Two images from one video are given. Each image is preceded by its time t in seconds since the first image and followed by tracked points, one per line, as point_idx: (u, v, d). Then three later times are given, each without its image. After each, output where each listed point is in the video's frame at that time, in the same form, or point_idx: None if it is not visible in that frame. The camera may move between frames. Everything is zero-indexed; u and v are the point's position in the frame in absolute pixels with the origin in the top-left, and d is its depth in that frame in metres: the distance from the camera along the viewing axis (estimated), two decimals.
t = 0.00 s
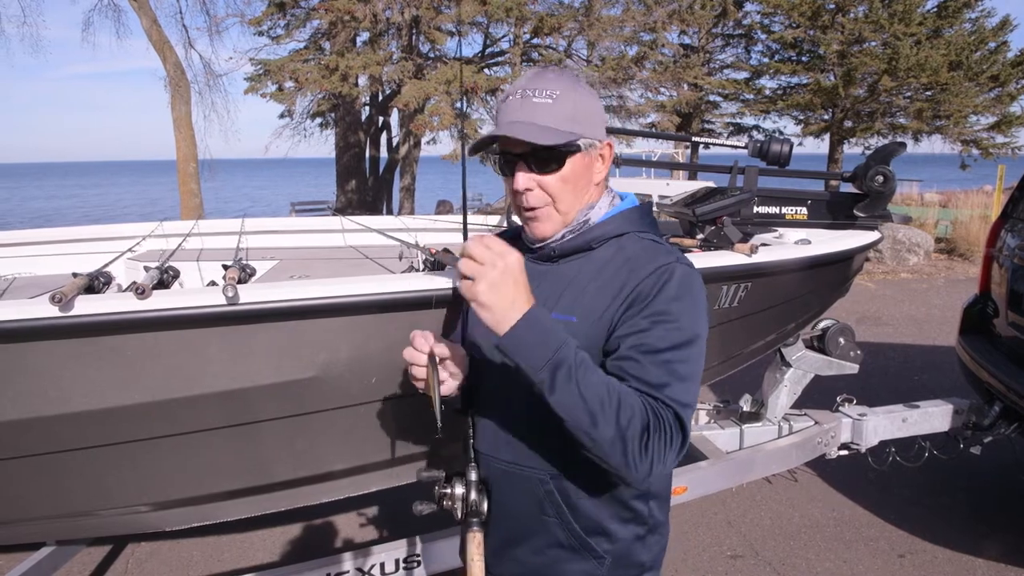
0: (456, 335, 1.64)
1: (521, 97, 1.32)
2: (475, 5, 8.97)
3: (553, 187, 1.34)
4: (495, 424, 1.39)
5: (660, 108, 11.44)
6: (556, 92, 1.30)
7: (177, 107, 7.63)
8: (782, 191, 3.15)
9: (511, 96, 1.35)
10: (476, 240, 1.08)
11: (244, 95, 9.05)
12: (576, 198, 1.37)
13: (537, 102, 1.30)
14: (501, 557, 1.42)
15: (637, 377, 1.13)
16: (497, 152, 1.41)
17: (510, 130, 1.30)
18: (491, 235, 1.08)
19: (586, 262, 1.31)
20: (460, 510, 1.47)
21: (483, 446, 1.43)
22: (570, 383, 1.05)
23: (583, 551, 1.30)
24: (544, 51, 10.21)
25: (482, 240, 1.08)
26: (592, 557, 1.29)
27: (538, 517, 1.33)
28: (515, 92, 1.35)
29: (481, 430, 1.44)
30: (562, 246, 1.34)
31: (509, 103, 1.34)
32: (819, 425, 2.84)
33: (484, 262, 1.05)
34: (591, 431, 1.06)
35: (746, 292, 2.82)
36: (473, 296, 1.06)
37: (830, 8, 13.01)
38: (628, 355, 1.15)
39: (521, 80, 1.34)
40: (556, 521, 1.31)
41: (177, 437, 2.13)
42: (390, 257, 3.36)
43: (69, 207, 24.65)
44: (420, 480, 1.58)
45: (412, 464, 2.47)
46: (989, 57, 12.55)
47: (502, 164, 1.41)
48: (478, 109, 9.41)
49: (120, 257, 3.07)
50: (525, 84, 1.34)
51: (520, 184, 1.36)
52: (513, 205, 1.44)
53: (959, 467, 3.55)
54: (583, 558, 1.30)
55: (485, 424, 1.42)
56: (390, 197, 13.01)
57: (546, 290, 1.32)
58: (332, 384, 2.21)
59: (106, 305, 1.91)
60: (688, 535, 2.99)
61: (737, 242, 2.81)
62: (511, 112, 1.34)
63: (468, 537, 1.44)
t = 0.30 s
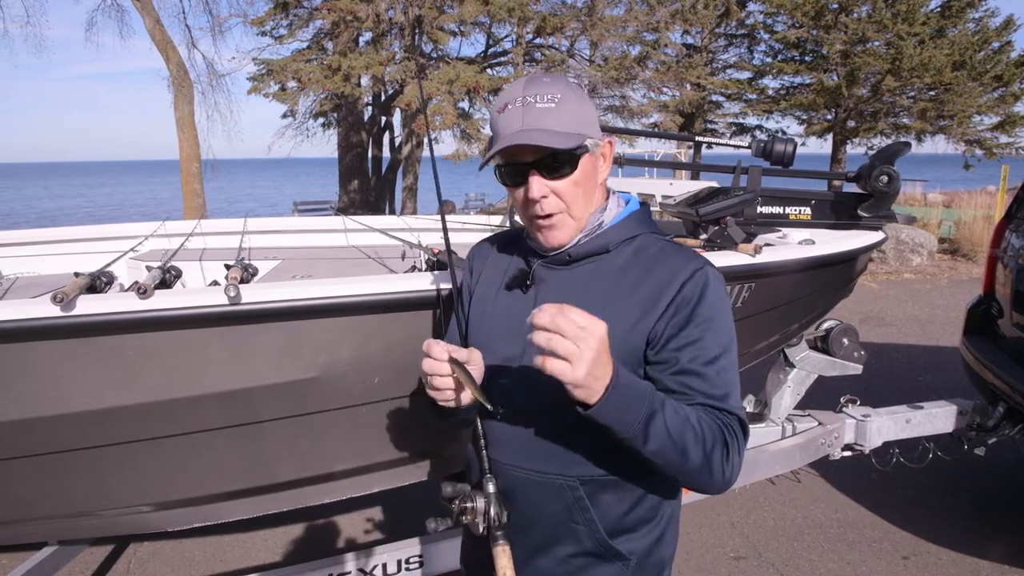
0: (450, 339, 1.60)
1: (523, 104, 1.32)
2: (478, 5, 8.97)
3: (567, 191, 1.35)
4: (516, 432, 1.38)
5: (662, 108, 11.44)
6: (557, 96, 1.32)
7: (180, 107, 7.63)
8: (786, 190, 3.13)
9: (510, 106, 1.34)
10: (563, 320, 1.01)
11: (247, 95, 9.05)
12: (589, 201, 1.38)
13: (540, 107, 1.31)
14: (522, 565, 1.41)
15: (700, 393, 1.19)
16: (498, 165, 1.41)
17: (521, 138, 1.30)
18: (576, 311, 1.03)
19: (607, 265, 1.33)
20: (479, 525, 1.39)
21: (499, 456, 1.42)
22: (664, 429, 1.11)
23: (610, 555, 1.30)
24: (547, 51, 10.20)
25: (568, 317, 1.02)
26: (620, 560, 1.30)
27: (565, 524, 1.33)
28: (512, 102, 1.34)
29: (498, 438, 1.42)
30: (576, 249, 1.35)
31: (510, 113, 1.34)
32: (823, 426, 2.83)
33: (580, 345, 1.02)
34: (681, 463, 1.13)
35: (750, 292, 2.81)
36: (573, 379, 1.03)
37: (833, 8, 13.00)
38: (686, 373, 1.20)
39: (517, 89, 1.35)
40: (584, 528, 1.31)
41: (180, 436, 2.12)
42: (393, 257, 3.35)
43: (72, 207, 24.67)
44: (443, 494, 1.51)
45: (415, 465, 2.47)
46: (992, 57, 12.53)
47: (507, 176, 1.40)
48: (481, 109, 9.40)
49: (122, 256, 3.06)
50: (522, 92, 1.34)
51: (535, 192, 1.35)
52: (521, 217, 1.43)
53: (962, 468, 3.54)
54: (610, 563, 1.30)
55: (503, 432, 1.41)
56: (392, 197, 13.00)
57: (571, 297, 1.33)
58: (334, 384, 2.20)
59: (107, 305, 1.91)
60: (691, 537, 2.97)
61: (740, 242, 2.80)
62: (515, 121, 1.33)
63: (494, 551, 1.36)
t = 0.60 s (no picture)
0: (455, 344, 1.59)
1: (529, 91, 1.31)
2: (479, 5, 8.96)
3: (571, 182, 1.34)
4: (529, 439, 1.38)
5: (663, 108, 11.44)
6: (564, 84, 1.32)
7: (181, 107, 7.62)
8: (786, 190, 3.12)
9: (515, 92, 1.33)
10: (586, 329, 1.03)
11: (247, 95, 9.04)
12: (591, 193, 1.38)
13: (547, 95, 1.30)
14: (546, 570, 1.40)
15: (722, 388, 1.20)
16: (499, 153, 1.40)
17: (528, 126, 1.29)
18: (600, 318, 1.03)
19: (611, 262, 1.32)
20: (503, 535, 1.40)
21: (515, 462, 1.41)
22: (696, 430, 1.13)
23: (638, 554, 1.31)
24: (548, 51, 10.20)
25: (592, 326, 1.03)
26: (648, 557, 1.30)
27: (588, 527, 1.33)
28: (518, 88, 1.33)
29: (512, 445, 1.42)
30: (579, 247, 1.34)
31: (516, 100, 1.33)
32: (824, 426, 2.82)
33: (607, 354, 1.03)
34: (712, 462, 1.15)
35: (751, 292, 2.81)
36: (603, 386, 1.05)
37: (834, 8, 12.99)
38: (706, 370, 1.20)
39: (523, 77, 1.34)
40: (609, 529, 1.31)
41: (180, 437, 2.12)
42: (393, 257, 3.35)
43: (73, 207, 24.66)
44: (465, 507, 1.49)
45: (417, 466, 2.46)
46: (993, 57, 12.52)
47: (509, 165, 1.39)
48: (481, 109, 9.40)
49: (122, 256, 3.06)
50: (529, 79, 1.33)
51: (537, 182, 1.34)
52: (520, 208, 1.41)
53: (963, 468, 3.54)
54: (638, 561, 1.31)
55: (518, 437, 1.40)
56: (393, 197, 13.00)
57: (578, 297, 1.32)
58: (334, 384, 2.20)
59: (107, 305, 1.91)
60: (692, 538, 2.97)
61: (741, 242, 2.80)
62: (521, 108, 1.32)
63: (520, 560, 1.35)
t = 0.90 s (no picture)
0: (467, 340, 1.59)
1: (535, 97, 1.29)
2: (481, 5, 8.95)
3: (568, 193, 1.32)
4: (536, 436, 1.37)
5: (665, 107, 11.42)
6: (571, 94, 1.29)
7: (183, 107, 7.62)
8: (789, 189, 3.11)
9: (523, 95, 1.32)
10: (574, 348, 1.04)
11: (249, 94, 9.04)
12: (592, 203, 1.34)
13: (552, 103, 1.29)
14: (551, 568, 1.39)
15: (727, 395, 1.20)
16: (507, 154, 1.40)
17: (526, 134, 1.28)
18: (588, 334, 1.05)
19: (619, 262, 1.32)
20: (509, 531, 1.37)
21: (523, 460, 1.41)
22: (691, 442, 1.14)
23: (645, 554, 1.30)
24: (550, 51, 10.20)
25: (580, 343, 1.04)
26: (654, 558, 1.30)
27: (594, 526, 1.32)
28: (526, 92, 1.32)
29: (519, 443, 1.41)
30: (585, 248, 1.33)
31: (522, 104, 1.32)
32: (827, 426, 2.81)
33: (596, 370, 1.05)
34: (711, 471, 1.16)
35: (753, 292, 2.80)
36: (593, 401, 1.08)
37: (836, 7, 12.98)
38: (712, 376, 1.20)
39: (533, 81, 1.32)
40: (615, 528, 1.30)
41: (181, 436, 2.11)
42: (394, 256, 3.34)
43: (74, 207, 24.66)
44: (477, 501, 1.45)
45: (419, 465, 2.46)
46: (996, 57, 12.50)
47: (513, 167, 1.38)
48: (483, 109, 9.39)
49: (123, 256, 3.05)
50: (538, 83, 1.31)
51: (533, 190, 1.33)
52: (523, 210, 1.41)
53: (966, 468, 3.52)
54: (644, 561, 1.30)
55: (525, 434, 1.39)
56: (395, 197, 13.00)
57: (583, 297, 1.32)
58: (335, 384, 2.19)
59: (108, 305, 1.90)
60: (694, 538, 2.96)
61: (744, 242, 2.79)
62: (526, 115, 1.31)
63: (525, 557, 1.34)
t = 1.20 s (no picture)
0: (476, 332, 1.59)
1: (564, 86, 1.30)
2: (484, 5, 8.95)
3: (592, 181, 1.33)
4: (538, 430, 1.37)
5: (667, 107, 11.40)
6: (600, 85, 1.30)
7: (185, 107, 7.63)
8: (792, 189, 3.11)
9: (550, 86, 1.32)
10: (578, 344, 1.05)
11: (252, 94, 9.05)
12: (613, 194, 1.36)
13: (581, 94, 1.30)
14: (547, 564, 1.39)
15: (734, 393, 1.19)
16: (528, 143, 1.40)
17: (556, 121, 1.29)
18: (595, 332, 1.05)
19: (629, 260, 1.32)
20: (506, 523, 1.37)
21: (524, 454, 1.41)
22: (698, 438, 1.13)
23: (642, 552, 1.30)
24: (552, 51, 10.19)
25: (587, 340, 1.05)
26: (651, 557, 1.29)
27: (593, 521, 1.32)
28: (553, 82, 1.32)
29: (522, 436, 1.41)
30: (597, 244, 1.33)
31: (549, 94, 1.32)
32: (829, 427, 2.81)
33: (602, 368, 1.05)
34: (716, 467, 1.15)
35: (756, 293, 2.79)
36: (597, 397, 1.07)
37: (839, 7, 12.96)
38: (721, 374, 1.20)
39: (562, 70, 1.33)
40: (613, 524, 1.30)
41: (183, 436, 2.11)
42: (397, 256, 3.34)
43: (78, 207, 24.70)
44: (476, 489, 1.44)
45: (423, 464, 2.47)
46: (999, 57, 12.46)
47: (536, 156, 1.39)
48: (485, 109, 9.40)
49: (126, 256, 3.06)
50: (566, 74, 1.32)
51: (558, 178, 1.34)
52: (542, 199, 1.42)
53: (969, 469, 3.52)
54: (641, 560, 1.30)
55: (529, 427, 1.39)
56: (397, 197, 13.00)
57: (592, 293, 1.32)
58: (337, 384, 2.19)
59: (109, 305, 1.90)
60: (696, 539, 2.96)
61: (746, 242, 2.79)
62: (554, 103, 1.31)
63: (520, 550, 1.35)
